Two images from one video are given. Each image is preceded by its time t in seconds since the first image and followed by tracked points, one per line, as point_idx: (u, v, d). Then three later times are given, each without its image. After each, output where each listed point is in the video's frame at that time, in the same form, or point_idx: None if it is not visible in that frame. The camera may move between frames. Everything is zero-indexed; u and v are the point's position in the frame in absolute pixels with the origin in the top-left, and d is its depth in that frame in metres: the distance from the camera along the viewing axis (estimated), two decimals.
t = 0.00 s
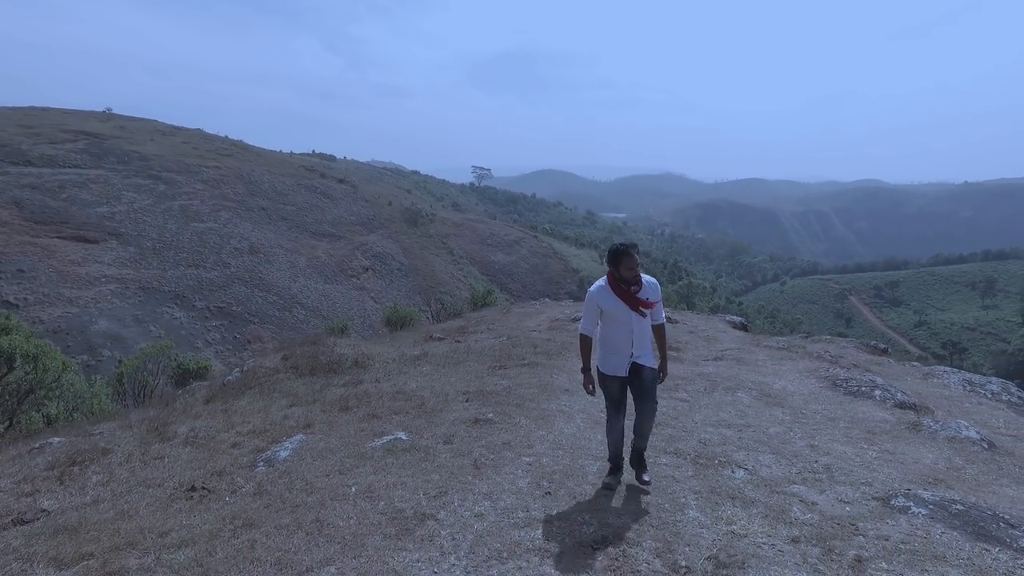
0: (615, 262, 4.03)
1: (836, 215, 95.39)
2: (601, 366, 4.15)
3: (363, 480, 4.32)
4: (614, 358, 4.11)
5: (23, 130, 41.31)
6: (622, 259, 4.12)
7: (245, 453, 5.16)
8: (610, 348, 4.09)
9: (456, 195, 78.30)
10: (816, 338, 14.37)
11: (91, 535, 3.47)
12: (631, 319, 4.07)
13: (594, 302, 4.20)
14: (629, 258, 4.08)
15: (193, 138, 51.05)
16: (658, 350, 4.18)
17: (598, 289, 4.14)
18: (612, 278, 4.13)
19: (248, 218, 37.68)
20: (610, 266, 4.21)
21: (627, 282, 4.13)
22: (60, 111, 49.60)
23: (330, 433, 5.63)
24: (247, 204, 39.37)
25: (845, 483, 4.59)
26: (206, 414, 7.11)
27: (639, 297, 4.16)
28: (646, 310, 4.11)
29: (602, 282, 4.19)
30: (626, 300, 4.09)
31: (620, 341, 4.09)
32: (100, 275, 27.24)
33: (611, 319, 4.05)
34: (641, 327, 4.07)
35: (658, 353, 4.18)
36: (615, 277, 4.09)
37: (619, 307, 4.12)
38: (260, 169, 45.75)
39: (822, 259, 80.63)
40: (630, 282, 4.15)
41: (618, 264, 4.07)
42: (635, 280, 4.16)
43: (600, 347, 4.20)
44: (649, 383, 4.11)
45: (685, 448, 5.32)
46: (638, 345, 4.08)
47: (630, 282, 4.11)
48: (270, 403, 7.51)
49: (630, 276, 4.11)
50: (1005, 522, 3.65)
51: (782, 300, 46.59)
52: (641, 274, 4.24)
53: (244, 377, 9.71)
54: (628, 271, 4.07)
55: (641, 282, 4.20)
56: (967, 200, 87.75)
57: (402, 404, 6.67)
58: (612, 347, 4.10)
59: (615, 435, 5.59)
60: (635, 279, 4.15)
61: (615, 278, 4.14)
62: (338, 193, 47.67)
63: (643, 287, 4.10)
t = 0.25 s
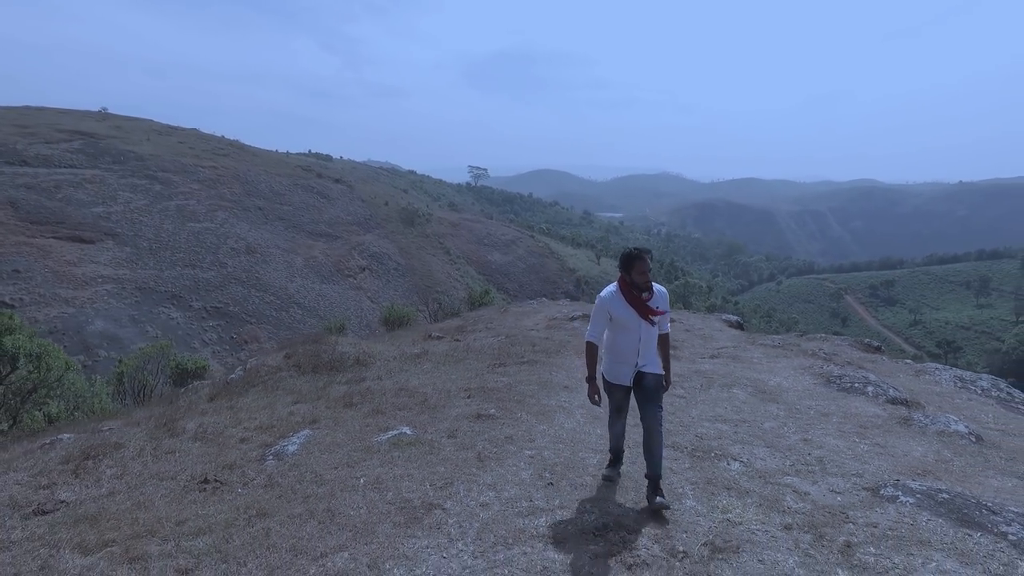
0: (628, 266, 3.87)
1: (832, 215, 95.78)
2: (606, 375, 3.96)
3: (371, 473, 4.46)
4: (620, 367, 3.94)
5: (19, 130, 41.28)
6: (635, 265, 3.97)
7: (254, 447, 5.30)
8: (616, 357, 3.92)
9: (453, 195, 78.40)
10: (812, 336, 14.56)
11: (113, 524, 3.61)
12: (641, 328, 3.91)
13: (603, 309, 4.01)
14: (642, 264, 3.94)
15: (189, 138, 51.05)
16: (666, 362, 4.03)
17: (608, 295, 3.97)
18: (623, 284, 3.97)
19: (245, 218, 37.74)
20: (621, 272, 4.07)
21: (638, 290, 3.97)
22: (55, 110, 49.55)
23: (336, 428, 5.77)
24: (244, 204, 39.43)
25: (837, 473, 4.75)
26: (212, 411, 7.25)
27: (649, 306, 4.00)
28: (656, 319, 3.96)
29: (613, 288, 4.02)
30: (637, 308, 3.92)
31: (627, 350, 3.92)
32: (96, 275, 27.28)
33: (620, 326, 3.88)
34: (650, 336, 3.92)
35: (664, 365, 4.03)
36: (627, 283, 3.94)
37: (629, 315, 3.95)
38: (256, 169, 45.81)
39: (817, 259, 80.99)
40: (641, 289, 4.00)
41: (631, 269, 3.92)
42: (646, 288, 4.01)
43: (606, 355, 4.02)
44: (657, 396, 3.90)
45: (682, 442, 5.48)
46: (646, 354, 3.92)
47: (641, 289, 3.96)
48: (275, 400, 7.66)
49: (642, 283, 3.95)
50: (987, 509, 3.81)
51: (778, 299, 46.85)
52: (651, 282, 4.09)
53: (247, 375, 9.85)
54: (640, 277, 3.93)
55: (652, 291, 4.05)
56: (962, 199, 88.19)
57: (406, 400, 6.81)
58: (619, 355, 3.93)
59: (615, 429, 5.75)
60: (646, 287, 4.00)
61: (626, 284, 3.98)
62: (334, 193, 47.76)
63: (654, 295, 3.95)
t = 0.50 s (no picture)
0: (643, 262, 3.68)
1: (825, 216, 96.33)
2: (615, 376, 3.80)
3: (375, 467, 4.60)
4: (630, 370, 3.76)
5: (10, 130, 41.14)
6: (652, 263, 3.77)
7: (258, 444, 5.42)
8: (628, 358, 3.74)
9: (447, 196, 78.51)
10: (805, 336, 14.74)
11: (127, 516, 3.74)
12: (654, 330, 3.73)
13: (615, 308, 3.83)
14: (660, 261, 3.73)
15: (182, 139, 50.97)
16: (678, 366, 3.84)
17: (621, 292, 3.78)
18: (639, 282, 3.77)
19: (239, 219, 37.73)
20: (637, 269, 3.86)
21: (654, 289, 3.77)
22: (46, 111, 49.38)
23: (338, 425, 5.89)
24: (238, 205, 39.44)
25: (825, 467, 4.92)
26: (214, 410, 7.36)
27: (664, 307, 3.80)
28: (671, 321, 3.76)
29: (627, 285, 3.83)
30: (652, 308, 3.73)
31: (638, 352, 3.74)
32: (89, 277, 27.25)
33: (631, 326, 3.70)
34: (663, 339, 3.73)
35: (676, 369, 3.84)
36: (642, 281, 3.74)
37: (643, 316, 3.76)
38: (250, 170, 45.80)
39: (811, 260, 81.41)
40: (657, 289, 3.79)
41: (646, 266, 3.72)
42: (662, 288, 3.80)
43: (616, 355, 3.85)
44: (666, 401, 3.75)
45: (676, 438, 5.64)
46: (657, 357, 3.73)
47: (658, 288, 3.75)
48: (275, 399, 7.77)
49: (658, 282, 3.75)
50: (967, 498, 3.98)
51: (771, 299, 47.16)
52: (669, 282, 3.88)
53: (247, 375, 9.96)
54: (655, 275, 3.73)
55: (669, 291, 3.84)
56: (954, 200, 88.87)
57: (405, 398, 6.94)
58: (629, 357, 3.76)
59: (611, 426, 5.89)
60: (663, 286, 3.79)
61: (641, 282, 3.78)
62: (329, 194, 47.80)
63: (670, 296, 3.75)
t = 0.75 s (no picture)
0: (647, 261, 3.62)
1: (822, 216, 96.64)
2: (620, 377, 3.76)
3: (380, 465, 4.74)
4: (636, 371, 3.70)
5: (6, 130, 41.14)
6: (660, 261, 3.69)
7: (265, 443, 5.55)
8: (632, 359, 3.69)
9: (444, 195, 78.59)
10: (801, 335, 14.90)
11: (143, 512, 3.87)
12: (659, 330, 3.65)
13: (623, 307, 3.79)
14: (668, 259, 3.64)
15: (178, 138, 50.98)
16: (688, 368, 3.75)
17: (626, 292, 3.74)
18: (646, 281, 3.70)
19: (236, 219, 37.79)
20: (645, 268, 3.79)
21: (661, 288, 3.69)
22: (42, 111, 49.36)
23: (342, 424, 6.02)
24: (235, 205, 39.51)
25: (817, 463, 5.07)
26: (220, 409, 7.50)
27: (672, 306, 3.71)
28: (678, 321, 3.67)
29: (633, 284, 3.78)
30: (658, 308, 3.66)
31: (643, 352, 3.68)
32: (85, 277, 27.30)
33: (634, 326, 3.66)
34: (668, 340, 3.66)
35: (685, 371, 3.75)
36: (649, 281, 3.67)
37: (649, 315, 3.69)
38: (247, 170, 45.84)
39: (807, 259, 81.68)
40: (664, 288, 3.71)
41: (651, 265, 3.65)
42: (671, 286, 3.71)
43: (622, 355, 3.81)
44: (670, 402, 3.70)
45: (672, 435, 5.79)
46: (663, 359, 3.66)
47: (665, 287, 3.67)
48: (279, 399, 7.91)
49: (665, 281, 3.67)
50: (951, 492, 4.14)
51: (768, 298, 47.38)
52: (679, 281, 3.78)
53: (250, 375, 10.10)
54: (661, 274, 3.64)
55: (678, 290, 3.75)
56: (951, 198, 89.23)
57: (407, 397, 7.08)
58: (634, 357, 3.71)
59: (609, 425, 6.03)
60: (671, 285, 3.71)
61: (649, 281, 3.72)
62: (326, 194, 47.87)
63: (677, 297, 3.66)
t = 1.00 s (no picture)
0: (646, 278, 3.39)
1: (820, 216, 96.93)
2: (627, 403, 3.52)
3: (388, 460, 4.91)
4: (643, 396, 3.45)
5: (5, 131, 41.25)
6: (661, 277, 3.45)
7: (275, 441, 5.71)
8: (639, 383, 3.45)
9: (443, 196, 78.77)
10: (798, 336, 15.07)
11: (162, 506, 4.03)
12: (665, 351, 3.41)
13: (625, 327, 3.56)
14: (668, 275, 3.40)
15: (177, 139, 51.07)
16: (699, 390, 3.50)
17: (629, 312, 3.50)
18: (647, 299, 3.47)
19: (235, 221, 37.91)
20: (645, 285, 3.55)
21: (665, 306, 3.45)
22: (41, 112, 49.45)
23: (348, 423, 6.17)
24: (233, 206, 39.63)
25: (810, 460, 5.24)
26: (228, 409, 7.66)
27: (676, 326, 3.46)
28: (684, 342, 3.43)
29: (635, 303, 3.54)
30: (660, 327, 3.42)
31: (650, 376, 3.44)
32: (84, 278, 27.39)
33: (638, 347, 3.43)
34: (676, 362, 3.41)
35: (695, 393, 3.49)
36: (650, 298, 3.43)
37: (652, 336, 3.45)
38: (246, 171, 45.98)
39: (804, 260, 81.94)
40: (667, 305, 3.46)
41: (651, 281, 3.42)
42: (674, 304, 3.47)
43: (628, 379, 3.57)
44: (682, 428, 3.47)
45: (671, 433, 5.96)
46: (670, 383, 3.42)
47: (667, 305, 3.43)
48: (286, 398, 8.05)
49: (668, 299, 3.43)
50: (937, 486, 4.32)
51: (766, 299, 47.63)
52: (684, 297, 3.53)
53: (255, 375, 10.26)
54: (662, 291, 3.40)
55: (683, 307, 3.50)
56: (948, 199, 89.57)
57: (411, 397, 7.22)
58: (640, 381, 3.46)
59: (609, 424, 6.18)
60: (675, 302, 3.46)
61: (651, 300, 3.48)
62: (325, 195, 48.01)
63: (681, 314, 3.42)
